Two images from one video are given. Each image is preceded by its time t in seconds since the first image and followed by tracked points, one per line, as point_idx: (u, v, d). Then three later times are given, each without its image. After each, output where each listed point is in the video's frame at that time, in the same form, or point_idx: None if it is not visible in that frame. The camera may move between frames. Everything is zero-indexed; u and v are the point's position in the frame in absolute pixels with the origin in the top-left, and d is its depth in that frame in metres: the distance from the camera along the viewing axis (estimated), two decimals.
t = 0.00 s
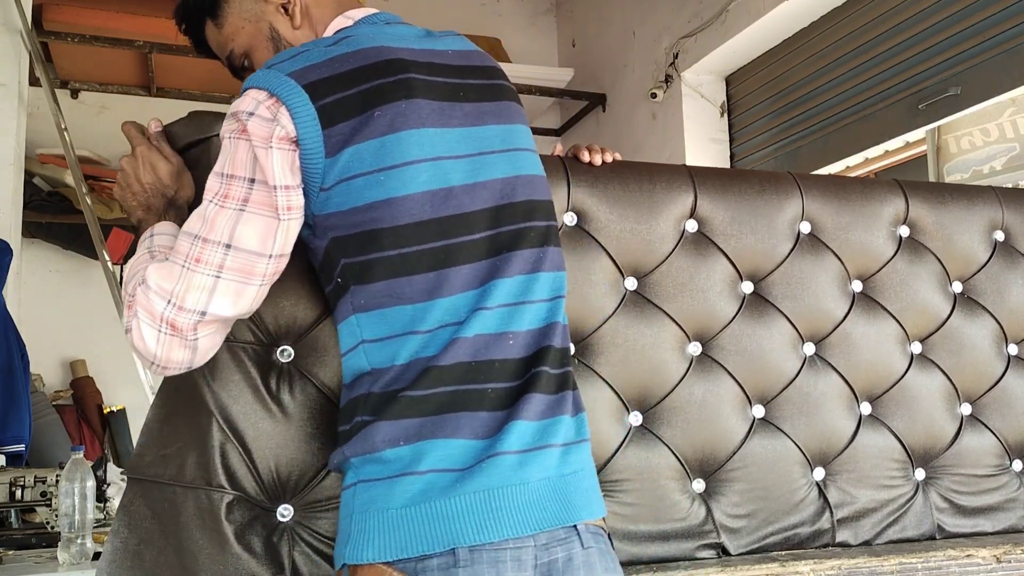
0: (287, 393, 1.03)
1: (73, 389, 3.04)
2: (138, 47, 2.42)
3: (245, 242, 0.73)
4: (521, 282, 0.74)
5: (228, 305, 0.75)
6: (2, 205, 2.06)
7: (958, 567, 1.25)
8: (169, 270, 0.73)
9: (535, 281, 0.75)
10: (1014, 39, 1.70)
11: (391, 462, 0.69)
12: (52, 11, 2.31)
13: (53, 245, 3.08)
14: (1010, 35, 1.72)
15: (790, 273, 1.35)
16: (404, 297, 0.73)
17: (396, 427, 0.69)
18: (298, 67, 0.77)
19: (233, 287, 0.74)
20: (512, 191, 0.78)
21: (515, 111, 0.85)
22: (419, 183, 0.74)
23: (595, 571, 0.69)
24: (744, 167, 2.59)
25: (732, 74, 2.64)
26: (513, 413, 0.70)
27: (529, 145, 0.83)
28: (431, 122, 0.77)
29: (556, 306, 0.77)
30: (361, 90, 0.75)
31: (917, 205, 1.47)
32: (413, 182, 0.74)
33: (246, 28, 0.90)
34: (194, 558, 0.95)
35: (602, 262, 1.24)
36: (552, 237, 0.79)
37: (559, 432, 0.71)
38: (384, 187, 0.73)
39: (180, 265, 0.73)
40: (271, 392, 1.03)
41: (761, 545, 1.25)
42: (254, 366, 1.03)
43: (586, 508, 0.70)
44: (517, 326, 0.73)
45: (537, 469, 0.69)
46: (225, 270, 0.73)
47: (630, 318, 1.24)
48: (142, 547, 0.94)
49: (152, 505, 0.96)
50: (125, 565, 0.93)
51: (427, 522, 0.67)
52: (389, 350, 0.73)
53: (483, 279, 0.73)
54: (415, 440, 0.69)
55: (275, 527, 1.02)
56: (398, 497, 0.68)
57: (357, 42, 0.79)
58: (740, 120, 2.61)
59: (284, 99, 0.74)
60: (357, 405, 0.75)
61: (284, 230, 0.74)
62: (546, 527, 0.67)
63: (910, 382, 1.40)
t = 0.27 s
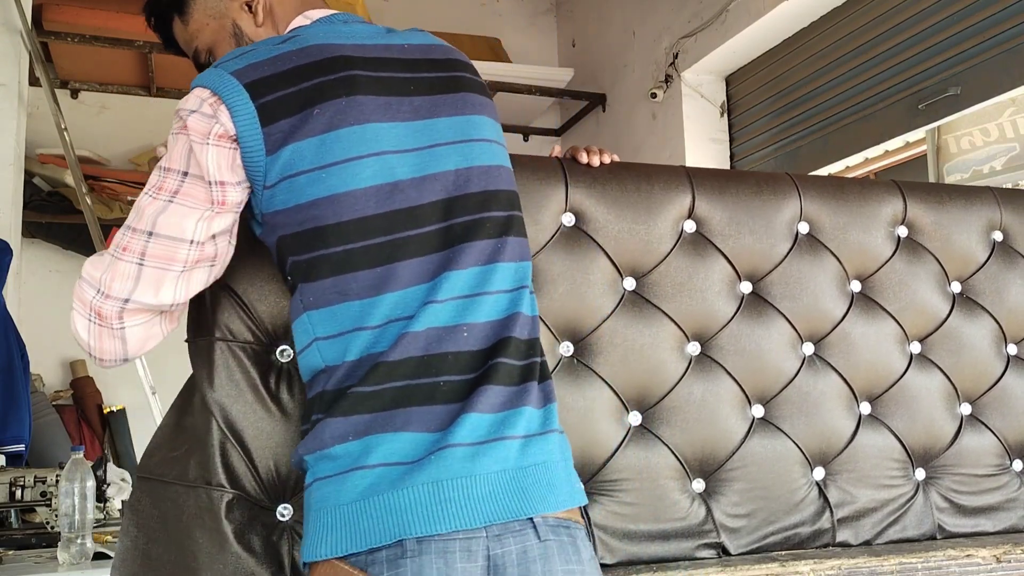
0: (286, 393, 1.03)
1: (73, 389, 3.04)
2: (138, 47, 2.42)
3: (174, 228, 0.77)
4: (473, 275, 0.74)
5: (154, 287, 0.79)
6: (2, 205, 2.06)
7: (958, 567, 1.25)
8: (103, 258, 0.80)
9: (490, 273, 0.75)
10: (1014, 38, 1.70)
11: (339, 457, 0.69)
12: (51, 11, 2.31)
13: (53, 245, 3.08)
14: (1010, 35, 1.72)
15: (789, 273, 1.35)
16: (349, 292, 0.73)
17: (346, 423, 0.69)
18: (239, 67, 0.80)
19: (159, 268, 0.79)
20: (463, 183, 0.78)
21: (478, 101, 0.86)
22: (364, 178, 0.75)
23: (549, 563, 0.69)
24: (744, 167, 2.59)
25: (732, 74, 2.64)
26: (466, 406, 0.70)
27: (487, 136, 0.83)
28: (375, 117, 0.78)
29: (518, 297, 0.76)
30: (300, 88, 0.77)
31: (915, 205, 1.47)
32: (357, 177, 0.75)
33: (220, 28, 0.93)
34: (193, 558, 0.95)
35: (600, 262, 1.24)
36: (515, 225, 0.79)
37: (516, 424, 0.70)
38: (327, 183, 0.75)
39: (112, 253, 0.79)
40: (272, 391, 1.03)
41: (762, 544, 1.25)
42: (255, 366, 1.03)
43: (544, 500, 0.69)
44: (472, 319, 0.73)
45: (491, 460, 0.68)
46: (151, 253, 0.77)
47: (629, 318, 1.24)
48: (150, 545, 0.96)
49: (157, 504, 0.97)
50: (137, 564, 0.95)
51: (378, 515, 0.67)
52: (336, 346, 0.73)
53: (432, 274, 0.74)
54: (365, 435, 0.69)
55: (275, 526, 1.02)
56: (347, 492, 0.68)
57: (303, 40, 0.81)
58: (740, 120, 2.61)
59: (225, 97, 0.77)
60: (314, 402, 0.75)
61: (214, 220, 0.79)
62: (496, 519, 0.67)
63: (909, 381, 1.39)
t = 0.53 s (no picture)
0: (286, 393, 1.03)
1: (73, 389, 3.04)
2: (138, 47, 2.42)
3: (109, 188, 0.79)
4: (472, 275, 0.75)
5: (75, 236, 0.81)
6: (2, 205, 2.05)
7: (958, 567, 1.25)
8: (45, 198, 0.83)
9: (488, 273, 0.76)
10: (1014, 39, 1.70)
11: (350, 454, 0.69)
12: (51, 11, 2.31)
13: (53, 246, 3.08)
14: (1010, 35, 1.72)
15: (787, 273, 1.35)
16: (340, 291, 0.73)
17: (354, 421, 0.69)
18: (221, 67, 0.80)
19: (83, 218, 0.81)
20: (448, 183, 0.78)
21: (466, 101, 0.86)
22: (347, 177, 0.75)
23: (564, 555, 0.70)
24: (744, 167, 2.59)
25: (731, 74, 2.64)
26: (476, 403, 0.71)
27: (475, 137, 0.83)
28: (359, 117, 0.78)
29: (515, 297, 0.77)
30: (279, 90, 0.78)
31: (912, 206, 1.47)
32: (340, 177, 0.75)
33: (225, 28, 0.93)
34: (193, 558, 0.96)
35: (599, 263, 1.24)
36: (506, 226, 0.80)
37: (525, 420, 0.71)
38: (311, 183, 0.75)
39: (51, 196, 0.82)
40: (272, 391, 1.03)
41: (762, 544, 1.25)
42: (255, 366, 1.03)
43: (556, 495, 0.70)
44: (473, 319, 0.73)
45: (504, 454, 0.69)
46: (79, 203, 0.80)
47: (628, 318, 1.24)
48: (138, 545, 0.96)
49: (145, 502, 0.97)
50: (126, 563, 0.96)
51: (395, 509, 0.67)
52: (334, 345, 0.73)
53: (426, 273, 0.74)
54: (375, 432, 0.69)
55: (275, 526, 1.02)
56: (363, 488, 0.68)
57: (285, 42, 0.82)
58: (740, 120, 2.61)
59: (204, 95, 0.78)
60: (310, 399, 0.74)
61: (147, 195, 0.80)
62: (516, 511, 0.68)
63: (907, 382, 1.40)
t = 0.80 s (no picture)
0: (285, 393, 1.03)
1: (73, 389, 3.04)
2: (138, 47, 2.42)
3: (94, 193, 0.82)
4: (456, 276, 0.75)
5: (64, 237, 0.85)
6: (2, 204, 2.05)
7: (958, 567, 1.25)
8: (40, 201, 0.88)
9: (474, 274, 0.76)
10: (1013, 39, 1.70)
11: (336, 454, 0.69)
12: (52, 11, 2.31)
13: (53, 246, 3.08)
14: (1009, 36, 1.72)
15: (786, 273, 1.35)
16: (319, 292, 0.74)
17: (341, 421, 0.69)
18: (201, 74, 0.81)
19: (70, 221, 0.84)
20: (429, 185, 0.78)
21: (447, 102, 0.85)
22: (324, 180, 0.75)
23: (550, 556, 0.70)
24: (744, 167, 2.59)
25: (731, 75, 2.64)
26: (463, 404, 0.71)
27: (461, 139, 0.83)
28: (336, 120, 0.78)
29: (503, 298, 0.78)
30: (255, 96, 0.78)
31: (910, 206, 1.47)
32: (315, 180, 0.75)
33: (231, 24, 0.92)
34: (194, 558, 0.95)
35: (598, 263, 1.24)
36: (492, 227, 0.80)
37: (513, 421, 0.71)
38: (288, 185, 0.75)
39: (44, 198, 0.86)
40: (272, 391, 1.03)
41: (761, 544, 1.24)
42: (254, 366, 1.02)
43: (544, 496, 0.70)
44: (461, 319, 0.74)
45: (491, 455, 0.69)
46: (65, 206, 0.84)
47: (626, 319, 1.25)
48: (137, 545, 0.95)
49: (145, 502, 0.97)
50: (126, 564, 0.95)
51: (381, 510, 0.66)
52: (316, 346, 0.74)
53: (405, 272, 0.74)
54: (361, 432, 0.69)
55: (275, 525, 1.02)
56: (349, 489, 0.68)
57: (265, 48, 0.82)
58: (740, 121, 2.61)
59: (181, 102, 0.79)
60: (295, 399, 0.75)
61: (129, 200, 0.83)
62: (502, 513, 0.68)
63: (906, 382, 1.40)
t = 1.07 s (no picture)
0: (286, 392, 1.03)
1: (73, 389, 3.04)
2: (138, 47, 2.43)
3: (91, 194, 0.85)
4: (439, 274, 0.75)
5: (63, 239, 0.88)
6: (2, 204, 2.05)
7: (958, 567, 1.25)
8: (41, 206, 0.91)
9: (457, 273, 0.76)
10: (1013, 39, 1.70)
11: (321, 457, 0.69)
12: (52, 11, 2.31)
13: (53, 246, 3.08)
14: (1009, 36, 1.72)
15: (785, 273, 1.35)
16: (296, 286, 0.74)
17: (326, 422, 0.69)
18: (188, 74, 0.82)
19: (69, 224, 0.87)
20: (414, 180, 0.78)
21: (438, 101, 0.85)
22: (300, 174, 0.76)
23: (537, 559, 0.69)
24: (744, 167, 2.59)
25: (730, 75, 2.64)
26: (449, 406, 0.71)
27: (452, 136, 0.83)
28: (315, 116, 0.78)
29: (492, 297, 0.78)
30: (234, 94, 0.79)
31: (910, 206, 1.47)
32: (292, 174, 0.76)
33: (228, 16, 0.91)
34: (195, 558, 0.95)
35: (598, 263, 1.24)
36: (481, 225, 0.81)
37: (501, 423, 0.71)
38: (266, 179, 0.76)
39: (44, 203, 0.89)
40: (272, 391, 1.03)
41: (761, 544, 1.24)
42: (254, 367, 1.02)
43: (532, 498, 0.69)
44: (446, 318, 0.74)
45: (477, 458, 0.69)
46: (66, 207, 0.86)
47: (627, 319, 1.25)
48: (139, 545, 0.95)
49: (147, 502, 0.97)
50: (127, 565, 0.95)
51: (365, 513, 0.66)
52: (298, 343, 0.74)
53: (381, 268, 0.74)
54: (346, 434, 0.69)
55: (276, 526, 1.02)
56: (333, 491, 0.68)
57: (252, 48, 0.83)
58: (740, 121, 2.61)
59: (168, 101, 0.81)
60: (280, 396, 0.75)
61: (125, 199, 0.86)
62: (486, 517, 0.67)
63: (906, 382, 1.40)
